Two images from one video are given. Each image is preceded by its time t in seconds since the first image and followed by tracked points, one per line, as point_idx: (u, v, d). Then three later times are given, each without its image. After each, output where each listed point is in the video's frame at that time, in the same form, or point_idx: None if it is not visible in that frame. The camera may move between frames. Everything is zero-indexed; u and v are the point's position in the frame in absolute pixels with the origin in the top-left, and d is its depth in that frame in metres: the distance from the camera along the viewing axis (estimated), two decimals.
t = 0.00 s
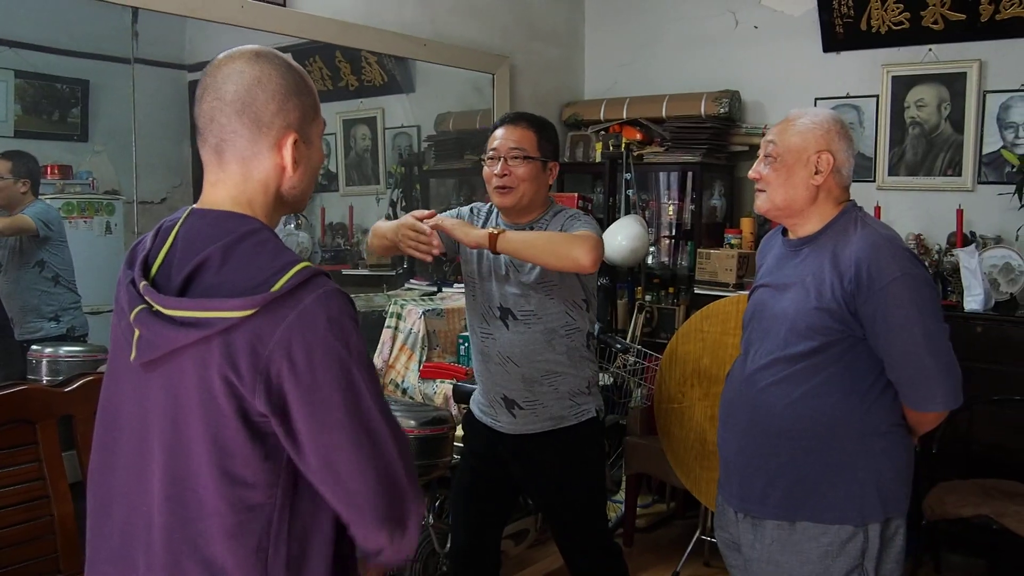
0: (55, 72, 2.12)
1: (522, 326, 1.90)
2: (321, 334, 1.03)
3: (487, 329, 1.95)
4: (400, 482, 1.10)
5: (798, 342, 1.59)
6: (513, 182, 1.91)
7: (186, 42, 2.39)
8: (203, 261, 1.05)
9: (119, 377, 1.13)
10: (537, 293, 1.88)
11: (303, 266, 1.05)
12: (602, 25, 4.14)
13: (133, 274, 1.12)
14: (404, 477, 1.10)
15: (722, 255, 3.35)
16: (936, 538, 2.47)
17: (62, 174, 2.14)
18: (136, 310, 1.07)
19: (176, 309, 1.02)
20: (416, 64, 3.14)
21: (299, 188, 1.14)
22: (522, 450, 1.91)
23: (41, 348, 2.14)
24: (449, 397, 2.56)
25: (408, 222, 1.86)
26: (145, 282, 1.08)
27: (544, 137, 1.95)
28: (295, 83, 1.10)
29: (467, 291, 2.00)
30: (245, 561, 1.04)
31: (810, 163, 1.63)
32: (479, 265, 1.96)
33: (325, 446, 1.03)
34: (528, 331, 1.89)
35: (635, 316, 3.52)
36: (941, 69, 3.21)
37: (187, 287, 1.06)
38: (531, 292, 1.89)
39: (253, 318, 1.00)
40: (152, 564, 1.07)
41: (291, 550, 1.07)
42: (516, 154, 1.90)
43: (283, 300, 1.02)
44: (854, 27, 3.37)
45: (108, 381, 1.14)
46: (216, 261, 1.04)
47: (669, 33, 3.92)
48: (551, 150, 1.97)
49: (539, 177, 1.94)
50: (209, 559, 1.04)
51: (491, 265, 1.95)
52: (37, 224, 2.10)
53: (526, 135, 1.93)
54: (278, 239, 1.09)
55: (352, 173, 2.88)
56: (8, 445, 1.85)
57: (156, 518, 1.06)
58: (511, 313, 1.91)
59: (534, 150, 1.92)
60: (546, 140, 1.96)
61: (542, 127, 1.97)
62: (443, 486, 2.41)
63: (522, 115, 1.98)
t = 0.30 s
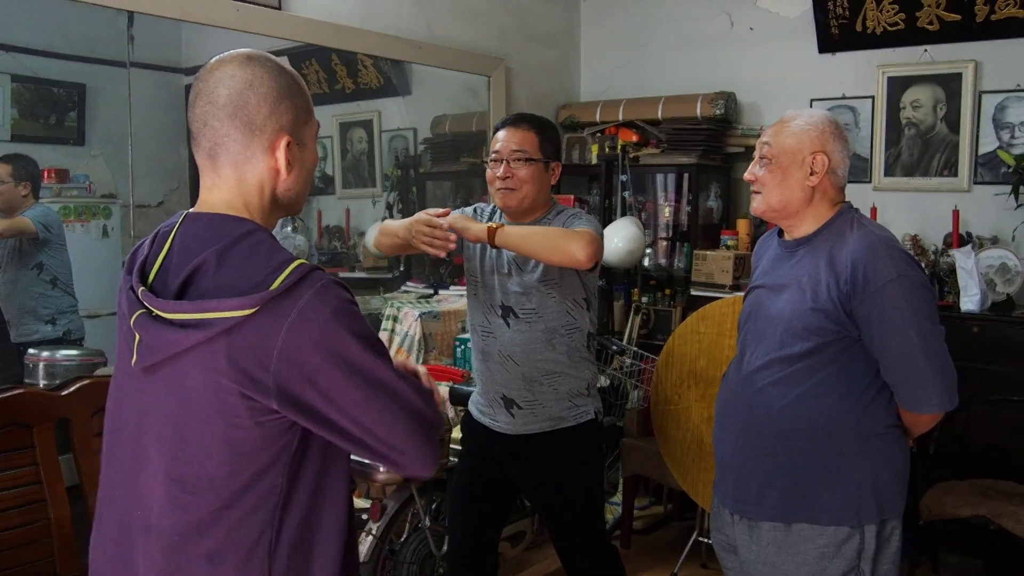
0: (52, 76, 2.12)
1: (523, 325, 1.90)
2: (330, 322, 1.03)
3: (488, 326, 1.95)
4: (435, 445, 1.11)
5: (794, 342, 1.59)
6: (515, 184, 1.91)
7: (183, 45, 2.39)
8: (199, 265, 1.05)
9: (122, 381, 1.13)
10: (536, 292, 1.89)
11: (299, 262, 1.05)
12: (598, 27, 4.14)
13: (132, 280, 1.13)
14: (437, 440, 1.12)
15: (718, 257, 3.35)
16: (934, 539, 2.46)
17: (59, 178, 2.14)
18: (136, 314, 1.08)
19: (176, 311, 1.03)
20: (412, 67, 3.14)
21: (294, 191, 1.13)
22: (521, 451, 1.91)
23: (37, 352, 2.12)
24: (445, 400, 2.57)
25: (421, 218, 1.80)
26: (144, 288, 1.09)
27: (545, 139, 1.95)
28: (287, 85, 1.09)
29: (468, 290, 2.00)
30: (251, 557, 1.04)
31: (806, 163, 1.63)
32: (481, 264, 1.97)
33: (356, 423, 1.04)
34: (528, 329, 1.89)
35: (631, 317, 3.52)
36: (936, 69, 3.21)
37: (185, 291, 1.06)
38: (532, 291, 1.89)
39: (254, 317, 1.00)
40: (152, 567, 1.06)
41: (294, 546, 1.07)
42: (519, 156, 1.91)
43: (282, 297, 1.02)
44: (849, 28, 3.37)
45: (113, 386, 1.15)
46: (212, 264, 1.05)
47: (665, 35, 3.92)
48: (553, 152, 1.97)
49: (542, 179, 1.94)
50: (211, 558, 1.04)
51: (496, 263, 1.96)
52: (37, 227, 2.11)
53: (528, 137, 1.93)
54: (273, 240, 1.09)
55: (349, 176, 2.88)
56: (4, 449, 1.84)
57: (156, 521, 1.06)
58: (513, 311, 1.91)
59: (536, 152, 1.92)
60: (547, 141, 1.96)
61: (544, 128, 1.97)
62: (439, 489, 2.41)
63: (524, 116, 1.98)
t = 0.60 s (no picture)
0: (51, 81, 2.13)
1: (515, 329, 1.90)
2: (339, 315, 1.04)
3: (481, 333, 1.95)
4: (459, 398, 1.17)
5: (790, 344, 1.59)
6: (499, 193, 1.92)
7: (181, 50, 2.40)
8: (205, 271, 1.06)
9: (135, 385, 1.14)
10: (524, 295, 1.88)
11: (304, 264, 1.06)
12: (595, 30, 4.15)
13: (139, 286, 1.13)
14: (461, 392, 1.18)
15: (716, 259, 3.35)
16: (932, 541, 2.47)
17: (58, 183, 2.15)
18: (145, 320, 1.09)
19: (184, 317, 1.04)
20: (411, 70, 3.15)
21: (300, 195, 1.14)
22: (522, 455, 1.91)
23: (37, 356, 2.12)
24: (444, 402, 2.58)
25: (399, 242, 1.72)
26: (151, 295, 1.10)
27: (529, 145, 1.94)
28: (291, 90, 1.10)
29: (461, 295, 1.99)
30: (265, 553, 1.07)
31: (801, 165, 1.63)
32: (471, 268, 1.96)
33: (384, 400, 1.07)
34: (521, 333, 1.89)
35: (630, 319, 3.52)
36: (933, 71, 3.21)
37: (192, 297, 1.07)
38: (519, 293, 1.89)
39: (263, 319, 1.01)
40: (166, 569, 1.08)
41: (304, 540, 1.10)
42: (501, 166, 1.90)
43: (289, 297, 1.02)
44: (846, 29, 3.37)
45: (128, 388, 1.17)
46: (218, 270, 1.05)
47: (662, 38, 3.93)
48: (537, 156, 1.96)
49: (527, 187, 1.94)
50: (228, 555, 1.06)
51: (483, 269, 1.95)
52: (30, 230, 2.12)
53: (511, 144, 1.92)
54: (278, 242, 1.09)
55: (348, 180, 2.89)
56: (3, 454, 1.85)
57: (171, 523, 1.07)
58: (503, 316, 1.91)
59: (519, 161, 1.91)
60: (531, 146, 1.95)
61: (527, 135, 1.96)
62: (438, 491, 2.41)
63: (507, 122, 1.97)
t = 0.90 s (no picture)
0: (50, 84, 2.13)
1: (507, 339, 1.89)
2: (341, 309, 1.03)
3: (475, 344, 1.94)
4: (483, 367, 1.14)
5: (785, 344, 1.59)
6: (475, 215, 1.92)
7: (179, 53, 2.40)
8: (205, 276, 1.06)
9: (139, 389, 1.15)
10: (513, 305, 1.88)
11: (302, 264, 1.06)
12: (593, 31, 4.15)
13: (138, 290, 1.14)
14: (484, 360, 1.14)
15: (714, 259, 3.35)
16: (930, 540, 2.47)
17: (57, 186, 2.16)
18: (146, 326, 1.09)
19: (184, 322, 1.04)
20: (409, 72, 3.15)
21: (302, 199, 1.14)
22: (521, 458, 1.91)
23: (36, 359, 2.14)
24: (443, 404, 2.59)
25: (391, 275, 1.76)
26: (150, 301, 1.10)
27: (496, 160, 1.90)
28: (292, 94, 1.10)
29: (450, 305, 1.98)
30: (271, 553, 1.08)
31: (805, 165, 1.64)
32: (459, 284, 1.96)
33: (397, 381, 1.06)
34: (513, 345, 1.89)
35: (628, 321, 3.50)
36: (931, 71, 3.21)
37: (193, 301, 1.07)
38: (507, 305, 1.88)
39: (264, 320, 1.01)
40: (174, 573, 1.08)
41: (309, 539, 1.11)
42: (471, 187, 1.88)
43: (288, 297, 1.02)
44: (843, 30, 3.37)
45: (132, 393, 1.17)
46: (217, 275, 1.06)
47: (660, 39, 3.93)
48: (506, 168, 1.92)
49: (500, 202, 1.92)
50: (234, 557, 1.07)
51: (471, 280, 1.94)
52: (13, 244, 2.10)
53: (479, 163, 1.88)
54: (278, 244, 1.09)
55: (347, 181, 2.89)
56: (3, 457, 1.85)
57: (178, 526, 1.08)
58: (494, 328, 1.90)
59: (487, 178, 1.88)
60: (497, 161, 1.90)
61: (493, 145, 1.92)
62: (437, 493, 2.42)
63: (470, 137, 1.93)
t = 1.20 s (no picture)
0: (51, 88, 2.14)
1: (515, 334, 1.90)
2: (336, 312, 1.02)
3: (483, 338, 1.95)
4: (483, 360, 1.14)
5: (778, 345, 1.60)
6: (496, 196, 1.93)
7: (179, 57, 2.41)
8: (199, 282, 1.06)
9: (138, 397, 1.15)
10: (525, 300, 1.88)
11: (296, 269, 1.06)
12: (591, 33, 4.16)
13: (133, 298, 1.14)
14: (483, 354, 1.14)
15: (713, 261, 3.34)
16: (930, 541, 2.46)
17: (58, 190, 2.16)
18: (143, 334, 1.10)
19: (180, 330, 1.04)
20: (408, 76, 3.16)
21: (298, 206, 1.15)
22: (522, 458, 1.91)
23: (36, 363, 2.13)
24: (441, 407, 2.60)
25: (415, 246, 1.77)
26: (146, 309, 1.10)
27: (525, 148, 1.95)
28: (290, 100, 1.10)
29: (462, 297, 2.00)
30: (270, 557, 1.08)
31: (801, 166, 1.64)
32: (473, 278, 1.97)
33: (396, 380, 1.06)
34: (522, 340, 1.90)
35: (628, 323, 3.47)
36: (929, 72, 3.21)
37: (188, 309, 1.07)
38: (520, 299, 1.89)
39: (259, 326, 1.01)
40: None
41: (309, 542, 1.11)
42: (497, 168, 1.91)
43: (283, 302, 1.02)
44: (841, 31, 3.37)
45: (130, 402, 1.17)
46: (212, 282, 1.06)
47: (659, 41, 3.94)
48: (534, 159, 1.96)
49: (524, 188, 1.95)
50: (234, 561, 1.07)
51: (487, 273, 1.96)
52: (19, 242, 2.12)
53: (507, 147, 1.93)
54: (272, 249, 1.10)
55: (347, 185, 2.90)
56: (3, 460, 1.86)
57: (177, 533, 1.08)
58: (504, 321, 1.91)
59: (514, 162, 1.92)
60: (527, 150, 1.95)
61: (523, 137, 1.97)
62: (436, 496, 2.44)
63: (502, 126, 1.98)
